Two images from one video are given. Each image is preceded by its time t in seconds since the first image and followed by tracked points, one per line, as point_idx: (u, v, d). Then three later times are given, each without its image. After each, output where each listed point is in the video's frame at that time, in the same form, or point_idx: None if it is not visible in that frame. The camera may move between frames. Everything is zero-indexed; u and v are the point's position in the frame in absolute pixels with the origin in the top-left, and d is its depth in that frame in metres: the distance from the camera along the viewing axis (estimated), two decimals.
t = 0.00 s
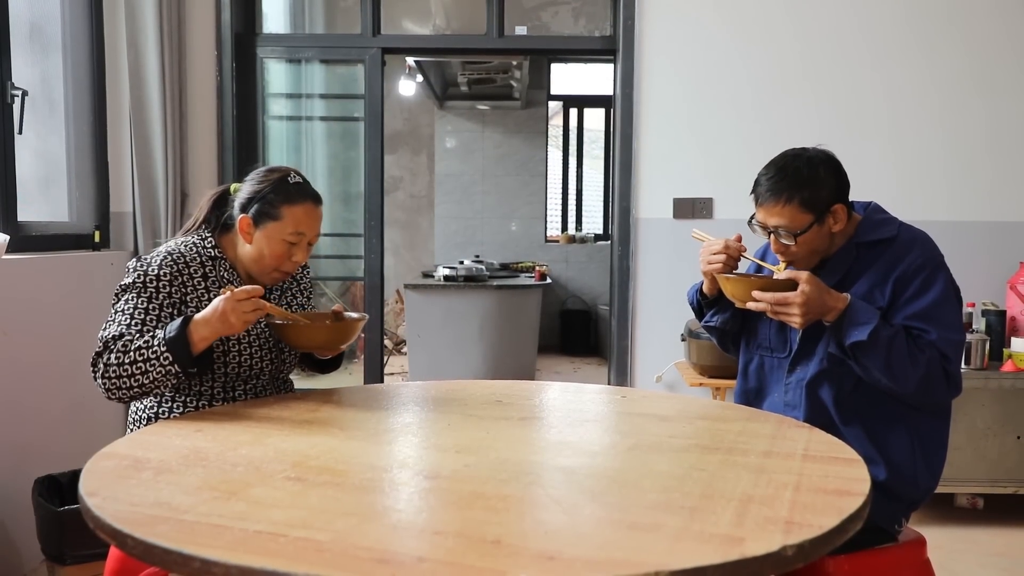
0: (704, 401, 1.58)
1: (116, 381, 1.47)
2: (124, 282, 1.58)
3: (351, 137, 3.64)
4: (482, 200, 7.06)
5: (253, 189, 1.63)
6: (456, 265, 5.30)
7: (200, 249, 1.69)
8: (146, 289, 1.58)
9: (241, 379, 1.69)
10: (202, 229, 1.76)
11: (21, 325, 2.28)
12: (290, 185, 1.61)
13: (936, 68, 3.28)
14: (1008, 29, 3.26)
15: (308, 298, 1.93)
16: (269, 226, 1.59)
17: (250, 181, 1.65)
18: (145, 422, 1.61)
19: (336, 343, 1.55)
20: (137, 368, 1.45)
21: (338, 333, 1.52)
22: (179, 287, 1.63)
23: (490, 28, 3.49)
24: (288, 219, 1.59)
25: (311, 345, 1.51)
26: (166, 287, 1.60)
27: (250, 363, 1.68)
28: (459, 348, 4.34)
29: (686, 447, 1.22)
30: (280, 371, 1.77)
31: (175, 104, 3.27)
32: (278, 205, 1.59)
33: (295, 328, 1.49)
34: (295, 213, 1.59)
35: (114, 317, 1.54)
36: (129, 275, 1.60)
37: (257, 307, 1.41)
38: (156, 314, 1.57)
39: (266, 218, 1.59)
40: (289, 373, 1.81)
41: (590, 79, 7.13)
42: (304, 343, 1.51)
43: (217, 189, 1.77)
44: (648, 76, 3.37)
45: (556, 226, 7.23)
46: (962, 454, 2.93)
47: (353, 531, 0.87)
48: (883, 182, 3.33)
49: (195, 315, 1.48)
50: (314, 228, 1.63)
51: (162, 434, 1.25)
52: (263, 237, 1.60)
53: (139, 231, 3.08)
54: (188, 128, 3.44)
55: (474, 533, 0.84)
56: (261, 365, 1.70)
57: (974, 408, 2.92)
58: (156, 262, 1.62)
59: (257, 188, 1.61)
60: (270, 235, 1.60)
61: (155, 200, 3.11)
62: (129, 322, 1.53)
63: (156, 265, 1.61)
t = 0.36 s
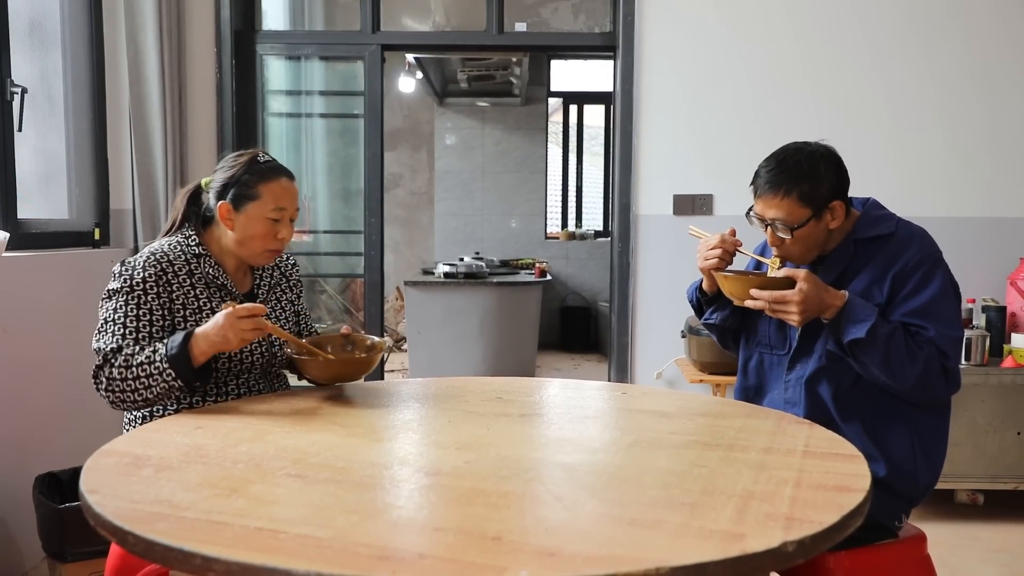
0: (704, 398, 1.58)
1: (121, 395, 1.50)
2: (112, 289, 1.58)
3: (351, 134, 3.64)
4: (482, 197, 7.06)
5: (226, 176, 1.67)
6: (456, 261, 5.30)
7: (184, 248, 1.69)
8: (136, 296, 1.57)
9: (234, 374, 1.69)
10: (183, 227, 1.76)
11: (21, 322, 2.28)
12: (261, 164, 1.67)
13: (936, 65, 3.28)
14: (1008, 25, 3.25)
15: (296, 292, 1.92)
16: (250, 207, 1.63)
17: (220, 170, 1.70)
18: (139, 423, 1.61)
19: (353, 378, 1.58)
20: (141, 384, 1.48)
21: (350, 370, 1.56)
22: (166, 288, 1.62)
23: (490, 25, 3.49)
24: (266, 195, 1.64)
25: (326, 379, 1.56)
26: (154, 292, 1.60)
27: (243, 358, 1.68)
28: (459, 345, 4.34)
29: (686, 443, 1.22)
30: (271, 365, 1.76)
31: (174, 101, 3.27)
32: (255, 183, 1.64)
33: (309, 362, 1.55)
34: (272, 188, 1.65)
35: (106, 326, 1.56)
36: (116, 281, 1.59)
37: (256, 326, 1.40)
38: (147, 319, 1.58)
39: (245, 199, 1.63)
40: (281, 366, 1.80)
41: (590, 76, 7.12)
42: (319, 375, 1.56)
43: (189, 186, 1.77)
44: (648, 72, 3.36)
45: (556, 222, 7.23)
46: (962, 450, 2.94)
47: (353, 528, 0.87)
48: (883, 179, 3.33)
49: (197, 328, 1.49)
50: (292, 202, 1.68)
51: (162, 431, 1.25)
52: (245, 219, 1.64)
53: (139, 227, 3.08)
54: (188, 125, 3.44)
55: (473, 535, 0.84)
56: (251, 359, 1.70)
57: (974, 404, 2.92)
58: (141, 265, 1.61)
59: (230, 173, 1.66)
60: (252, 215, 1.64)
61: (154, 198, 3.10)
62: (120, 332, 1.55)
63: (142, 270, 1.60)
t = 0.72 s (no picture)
0: (704, 397, 1.58)
1: (139, 408, 1.51)
2: (111, 298, 1.57)
3: (351, 133, 3.64)
4: (482, 197, 7.06)
5: (208, 172, 1.70)
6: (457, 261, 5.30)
7: (175, 249, 1.68)
8: (135, 305, 1.57)
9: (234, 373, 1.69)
10: (171, 229, 1.75)
11: (21, 321, 2.28)
12: (242, 157, 1.70)
13: (936, 64, 3.28)
14: (1008, 24, 3.25)
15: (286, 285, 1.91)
16: (236, 199, 1.66)
17: (201, 168, 1.72)
18: (133, 424, 1.60)
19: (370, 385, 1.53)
20: (160, 398, 1.49)
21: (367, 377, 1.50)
22: (161, 291, 1.63)
23: (490, 24, 3.49)
24: (251, 185, 1.67)
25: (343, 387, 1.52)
26: (152, 299, 1.60)
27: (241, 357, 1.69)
28: (459, 344, 4.34)
29: (687, 443, 1.22)
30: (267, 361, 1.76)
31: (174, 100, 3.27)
32: (238, 175, 1.67)
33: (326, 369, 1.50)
34: (256, 178, 1.68)
35: (108, 333, 1.56)
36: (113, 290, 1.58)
37: (271, 342, 1.42)
38: (147, 324, 1.59)
39: (231, 190, 1.66)
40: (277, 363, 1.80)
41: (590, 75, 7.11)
42: (337, 384, 1.52)
43: (172, 187, 1.77)
44: (648, 72, 3.36)
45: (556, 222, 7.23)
46: (962, 450, 2.94)
47: (353, 527, 0.87)
48: (883, 178, 3.33)
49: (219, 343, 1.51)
50: (276, 190, 1.71)
51: (162, 430, 1.25)
52: (232, 211, 1.66)
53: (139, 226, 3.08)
54: (188, 124, 3.44)
55: (473, 536, 0.84)
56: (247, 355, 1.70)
57: (974, 404, 2.92)
58: (135, 269, 1.61)
59: (213, 168, 1.69)
60: (240, 207, 1.66)
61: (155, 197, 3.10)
62: (124, 340, 1.56)
63: (138, 277, 1.60)
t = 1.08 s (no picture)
0: (704, 396, 1.58)
1: (150, 407, 1.51)
2: (115, 299, 1.57)
3: (351, 132, 3.64)
4: (482, 196, 7.07)
5: (206, 169, 1.69)
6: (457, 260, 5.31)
7: (173, 249, 1.68)
8: (138, 305, 1.57)
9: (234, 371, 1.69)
10: (169, 228, 1.75)
11: (22, 319, 2.28)
12: (241, 154, 1.70)
13: (937, 64, 3.27)
14: (1008, 24, 3.25)
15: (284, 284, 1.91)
16: (235, 197, 1.66)
17: (199, 166, 1.71)
18: (135, 422, 1.59)
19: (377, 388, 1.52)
20: (172, 395, 1.49)
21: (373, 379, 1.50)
22: (162, 290, 1.62)
23: (490, 24, 3.49)
24: (250, 182, 1.67)
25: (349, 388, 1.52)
26: (155, 299, 1.60)
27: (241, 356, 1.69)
28: (459, 344, 4.34)
29: (687, 442, 1.22)
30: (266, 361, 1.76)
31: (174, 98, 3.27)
32: (238, 172, 1.67)
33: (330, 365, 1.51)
34: (255, 175, 1.68)
35: (113, 332, 1.55)
36: (115, 290, 1.58)
37: (282, 333, 1.45)
38: (151, 322, 1.58)
39: (230, 188, 1.66)
40: (275, 363, 1.79)
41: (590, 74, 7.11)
42: (344, 384, 1.52)
43: (169, 185, 1.77)
44: (648, 72, 3.36)
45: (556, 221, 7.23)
46: (961, 450, 2.94)
47: (354, 524, 0.87)
48: (883, 178, 3.32)
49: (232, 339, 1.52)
50: (275, 187, 1.71)
51: (162, 430, 1.25)
52: (231, 209, 1.66)
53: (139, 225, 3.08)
54: (188, 123, 3.44)
55: (473, 536, 0.83)
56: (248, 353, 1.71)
57: (974, 404, 2.92)
58: (135, 268, 1.61)
59: (211, 165, 1.69)
60: (238, 205, 1.66)
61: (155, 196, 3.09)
62: (130, 339, 1.55)
63: (138, 277, 1.60)
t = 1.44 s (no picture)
0: (705, 395, 1.58)
1: (154, 406, 1.51)
2: (116, 298, 1.57)
3: (351, 131, 3.64)
4: (482, 195, 7.07)
5: (207, 169, 1.69)
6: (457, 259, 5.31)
7: (175, 249, 1.68)
8: (139, 305, 1.57)
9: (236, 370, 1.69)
10: (171, 228, 1.75)
11: (22, 318, 2.29)
12: (242, 153, 1.70)
13: (938, 62, 3.27)
14: (1009, 23, 3.24)
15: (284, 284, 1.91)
16: (237, 196, 1.66)
17: (200, 165, 1.71)
18: (137, 421, 1.59)
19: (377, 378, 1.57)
20: (176, 394, 1.49)
21: (374, 371, 1.54)
22: (164, 289, 1.62)
23: (490, 23, 3.49)
24: (252, 182, 1.67)
25: (351, 380, 1.56)
26: (156, 298, 1.60)
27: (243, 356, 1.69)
28: (459, 343, 4.34)
29: (687, 441, 1.22)
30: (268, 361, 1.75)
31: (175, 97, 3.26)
32: (239, 172, 1.67)
33: (329, 358, 1.54)
34: (257, 175, 1.68)
35: (115, 332, 1.55)
36: (117, 290, 1.58)
37: (284, 333, 1.45)
38: (154, 322, 1.58)
39: (232, 188, 1.66)
40: (276, 363, 1.79)
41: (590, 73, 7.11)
42: (347, 377, 1.56)
43: (170, 185, 1.76)
44: (649, 71, 3.36)
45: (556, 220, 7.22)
46: (962, 449, 2.94)
47: (355, 523, 0.87)
48: (883, 176, 3.32)
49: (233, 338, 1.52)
50: (277, 187, 1.71)
51: (163, 429, 1.25)
52: (233, 208, 1.66)
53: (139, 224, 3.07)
54: (188, 122, 3.43)
55: (473, 535, 0.83)
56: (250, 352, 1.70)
57: (975, 403, 2.92)
58: (137, 268, 1.61)
59: (213, 165, 1.68)
60: (241, 204, 1.66)
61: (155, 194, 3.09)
62: (132, 338, 1.55)
63: (140, 276, 1.60)
